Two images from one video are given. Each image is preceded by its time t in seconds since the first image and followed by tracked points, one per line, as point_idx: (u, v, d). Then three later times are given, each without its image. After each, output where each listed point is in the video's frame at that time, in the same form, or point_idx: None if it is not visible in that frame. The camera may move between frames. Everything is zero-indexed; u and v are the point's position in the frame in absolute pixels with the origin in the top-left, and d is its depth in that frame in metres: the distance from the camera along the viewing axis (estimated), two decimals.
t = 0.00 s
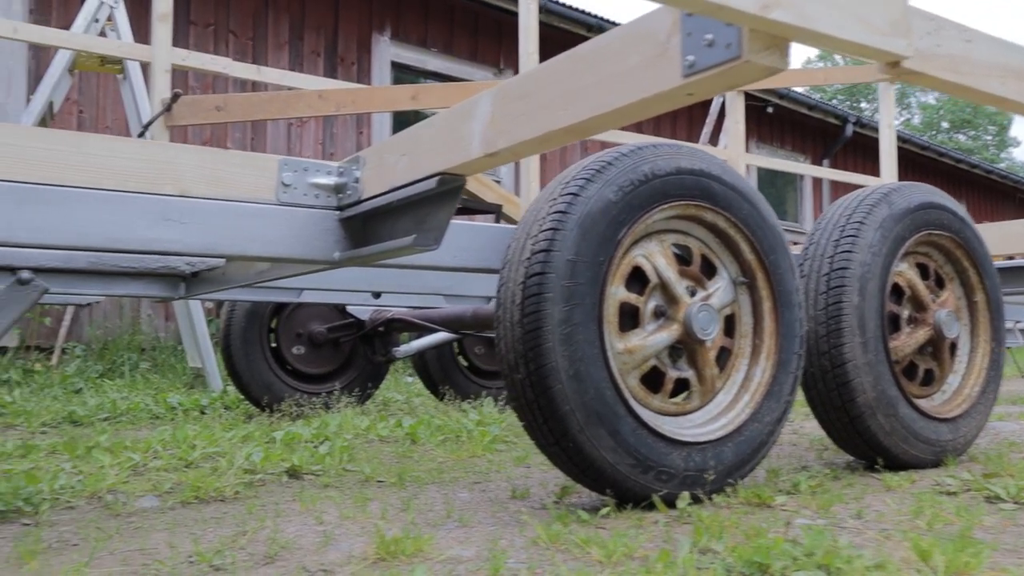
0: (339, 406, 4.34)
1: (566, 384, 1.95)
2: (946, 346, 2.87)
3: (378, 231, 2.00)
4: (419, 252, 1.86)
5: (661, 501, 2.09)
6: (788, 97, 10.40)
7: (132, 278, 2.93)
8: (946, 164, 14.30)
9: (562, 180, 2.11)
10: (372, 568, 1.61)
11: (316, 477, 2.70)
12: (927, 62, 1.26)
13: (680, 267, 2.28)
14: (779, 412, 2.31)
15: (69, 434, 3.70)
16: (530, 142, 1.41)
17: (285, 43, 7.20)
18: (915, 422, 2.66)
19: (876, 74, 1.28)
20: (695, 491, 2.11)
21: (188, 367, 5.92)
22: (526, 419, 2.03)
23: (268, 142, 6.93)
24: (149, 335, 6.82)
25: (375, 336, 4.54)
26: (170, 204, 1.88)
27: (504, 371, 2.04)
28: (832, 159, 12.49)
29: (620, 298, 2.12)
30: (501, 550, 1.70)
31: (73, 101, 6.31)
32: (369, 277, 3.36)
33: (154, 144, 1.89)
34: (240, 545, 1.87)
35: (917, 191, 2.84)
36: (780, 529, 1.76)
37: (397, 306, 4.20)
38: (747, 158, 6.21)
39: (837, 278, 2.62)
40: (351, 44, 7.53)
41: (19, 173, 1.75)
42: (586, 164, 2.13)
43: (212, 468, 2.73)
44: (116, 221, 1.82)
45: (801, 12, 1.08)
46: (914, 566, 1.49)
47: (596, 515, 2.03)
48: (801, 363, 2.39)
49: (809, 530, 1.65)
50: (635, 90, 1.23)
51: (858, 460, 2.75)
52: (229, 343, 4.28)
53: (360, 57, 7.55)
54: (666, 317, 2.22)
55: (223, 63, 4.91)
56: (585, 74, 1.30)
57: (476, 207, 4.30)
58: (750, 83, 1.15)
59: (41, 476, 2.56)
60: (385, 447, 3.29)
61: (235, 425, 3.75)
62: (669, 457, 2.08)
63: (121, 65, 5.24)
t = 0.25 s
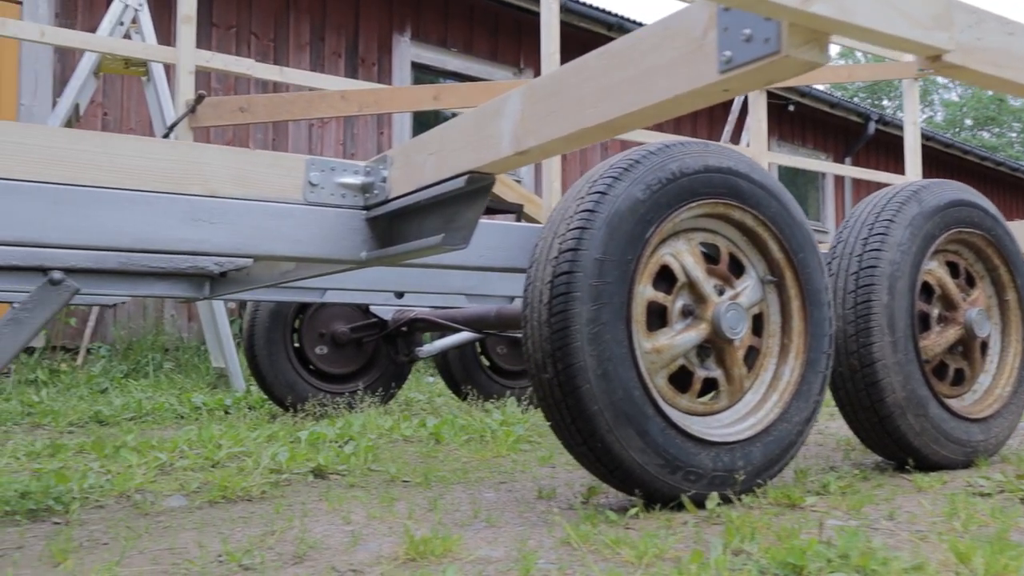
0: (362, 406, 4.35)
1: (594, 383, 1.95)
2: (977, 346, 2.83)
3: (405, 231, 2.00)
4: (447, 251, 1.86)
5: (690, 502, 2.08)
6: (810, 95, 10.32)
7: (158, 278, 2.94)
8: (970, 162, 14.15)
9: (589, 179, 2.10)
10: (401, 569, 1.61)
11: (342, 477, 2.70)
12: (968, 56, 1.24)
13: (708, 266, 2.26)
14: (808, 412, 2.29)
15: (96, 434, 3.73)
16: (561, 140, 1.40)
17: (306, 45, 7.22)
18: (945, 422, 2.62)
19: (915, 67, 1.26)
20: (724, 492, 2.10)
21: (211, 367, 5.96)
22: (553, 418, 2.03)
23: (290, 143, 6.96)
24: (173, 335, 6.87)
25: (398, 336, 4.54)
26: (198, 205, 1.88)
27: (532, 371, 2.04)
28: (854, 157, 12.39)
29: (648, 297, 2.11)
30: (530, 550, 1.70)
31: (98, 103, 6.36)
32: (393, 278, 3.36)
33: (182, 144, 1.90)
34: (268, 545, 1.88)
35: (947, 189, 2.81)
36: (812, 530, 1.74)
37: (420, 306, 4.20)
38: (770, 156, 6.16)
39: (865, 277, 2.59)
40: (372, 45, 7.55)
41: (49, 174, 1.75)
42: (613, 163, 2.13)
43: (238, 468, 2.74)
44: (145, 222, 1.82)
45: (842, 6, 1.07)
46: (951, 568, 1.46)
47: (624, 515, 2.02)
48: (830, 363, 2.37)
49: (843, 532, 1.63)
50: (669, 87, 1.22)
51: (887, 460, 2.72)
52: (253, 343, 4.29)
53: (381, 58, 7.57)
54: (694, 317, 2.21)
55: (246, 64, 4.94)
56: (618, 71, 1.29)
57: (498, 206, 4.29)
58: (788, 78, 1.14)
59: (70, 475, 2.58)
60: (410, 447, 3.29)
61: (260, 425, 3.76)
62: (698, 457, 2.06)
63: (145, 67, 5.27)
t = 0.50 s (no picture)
0: (381, 406, 4.36)
1: (618, 383, 1.94)
2: (1002, 343, 2.80)
3: (428, 230, 2.00)
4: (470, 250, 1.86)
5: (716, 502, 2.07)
6: (826, 92, 10.27)
7: (178, 279, 2.95)
8: (988, 157, 14.04)
9: (611, 177, 2.10)
10: (428, 569, 1.60)
11: (363, 477, 2.70)
12: (1002, 49, 1.23)
13: (731, 264, 2.25)
14: (833, 411, 2.27)
15: (118, 435, 3.75)
16: (587, 138, 1.40)
17: (321, 46, 7.23)
18: (971, 420, 2.60)
19: (948, 60, 1.24)
20: (749, 491, 2.08)
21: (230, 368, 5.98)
22: (577, 418, 2.02)
23: (305, 144, 6.98)
24: (191, 337, 6.90)
25: (417, 336, 4.54)
26: (222, 206, 1.88)
27: (555, 370, 2.04)
28: (870, 154, 12.31)
29: (671, 295, 2.10)
30: (556, 551, 1.69)
31: (116, 107, 6.40)
32: (412, 278, 3.36)
33: (205, 145, 1.90)
34: (293, 546, 1.87)
35: (971, 184, 2.78)
36: (840, 530, 1.72)
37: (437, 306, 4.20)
38: (787, 153, 6.12)
39: (889, 274, 2.57)
40: (386, 46, 7.56)
41: (72, 177, 1.75)
42: (635, 161, 2.12)
43: (260, 469, 2.75)
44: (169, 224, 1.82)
45: None
46: (984, 568, 1.45)
47: (649, 515, 2.01)
48: (855, 361, 2.35)
49: (873, 531, 1.62)
50: (697, 83, 1.21)
51: (912, 459, 2.69)
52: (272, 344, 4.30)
53: (396, 59, 7.57)
54: (717, 315, 2.20)
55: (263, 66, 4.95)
56: (645, 67, 1.29)
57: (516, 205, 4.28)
58: (822, 71, 1.13)
59: (94, 476, 2.60)
60: (430, 447, 3.29)
61: (280, 425, 3.77)
62: (722, 456, 2.05)
63: (163, 70, 5.30)
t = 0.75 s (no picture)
0: (401, 407, 4.36)
1: (642, 382, 1.93)
2: None
3: (450, 231, 1.99)
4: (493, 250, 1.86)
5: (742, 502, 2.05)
6: (843, 89, 10.20)
7: (199, 281, 2.97)
8: (1007, 154, 13.91)
9: (634, 176, 2.10)
10: (454, 570, 1.60)
11: (385, 478, 2.70)
12: None
13: (755, 262, 2.24)
14: (859, 409, 2.25)
15: (140, 436, 3.77)
16: (614, 136, 1.39)
17: (337, 48, 7.25)
18: (998, 419, 2.57)
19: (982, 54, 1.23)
20: (774, 491, 2.07)
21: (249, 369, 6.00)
22: (601, 418, 2.02)
23: (322, 145, 7.00)
24: (210, 338, 6.94)
25: (435, 337, 4.54)
26: (245, 207, 1.88)
27: (579, 370, 2.03)
28: (888, 151, 12.22)
29: (695, 294, 2.09)
30: (583, 551, 1.69)
31: (135, 110, 6.44)
32: (431, 278, 3.35)
33: (229, 147, 1.90)
34: (318, 547, 1.88)
35: (996, 180, 2.75)
36: (870, 530, 1.71)
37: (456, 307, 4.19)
38: (805, 151, 6.09)
39: (914, 271, 2.54)
40: (402, 47, 7.57)
41: (97, 179, 1.76)
42: (658, 160, 2.11)
43: (282, 469, 2.75)
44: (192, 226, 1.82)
45: None
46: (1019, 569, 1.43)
47: (675, 515, 2.00)
48: (880, 359, 2.33)
49: (904, 532, 1.60)
50: (726, 80, 1.20)
51: (938, 458, 2.67)
52: (291, 345, 4.31)
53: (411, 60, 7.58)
54: (742, 314, 2.19)
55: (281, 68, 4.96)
56: (673, 64, 1.28)
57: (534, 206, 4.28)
58: (855, 67, 1.13)
59: (118, 477, 2.61)
60: (451, 448, 3.29)
61: (301, 426, 3.78)
62: (747, 456, 2.04)
63: (181, 73, 5.32)
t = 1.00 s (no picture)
0: (421, 407, 4.36)
1: (667, 382, 1.92)
2: None
3: (472, 231, 1.98)
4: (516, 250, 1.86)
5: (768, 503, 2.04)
6: (860, 86, 10.13)
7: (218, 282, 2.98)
8: None
9: (657, 175, 2.09)
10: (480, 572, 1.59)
11: (407, 479, 2.70)
12: None
13: (779, 261, 2.22)
14: (884, 409, 2.23)
15: (162, 438, 3.79)
16: (641, 134, 1.39)
17: (353, 50, 7.26)
18: None
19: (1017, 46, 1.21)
20: (800, 491, 2.05)
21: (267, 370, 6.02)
22: (625, 418, 2.01)
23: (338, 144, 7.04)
24: (228, 340, 6.97)
25: (454, 338, 4.54)
26: (267, 209, 1.88)
27: (603, 371, 2.03)
28: (906, 148, 12.13)
29: (719, 293, 2.08)
30: (609, 553, 1.68)
31: (153, 113, 6.47)
32: (450, 279, 3.35)
33: (251, 149, 1.90)
34: (342, 548, 1.87)
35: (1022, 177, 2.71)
36: (899, 532, 1.69)
37: (475, 307, 4.18)
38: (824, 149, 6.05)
39: (940, 270, 2.51)
40: (417, 48, 7.57)
41: (120, 181, 1.76)
42: (681, 158, 2.10)
43: (304, 470, 2.76)
44: (215, 227, 1.82)
45: None
46: None
47: (699, 516, 1.99)
48: (906, 358, 2.31)
49: (935, 533, 1.58)
50: (755, 77, 1.20)
51: (964, 458, 2.64)
52: (311, 346, 4.32)
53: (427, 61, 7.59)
54: (766, 313, 2.17)
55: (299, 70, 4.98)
56: (701, 61, 1.27)
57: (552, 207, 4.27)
58: (889, 63, 1.11)
59: (142, 479, 2.62)
60: (471, 448, 3.28)
61: (321, 427, 3.79)
62: (773, 456, 2.02)
63: (199, 76, 5.34)
